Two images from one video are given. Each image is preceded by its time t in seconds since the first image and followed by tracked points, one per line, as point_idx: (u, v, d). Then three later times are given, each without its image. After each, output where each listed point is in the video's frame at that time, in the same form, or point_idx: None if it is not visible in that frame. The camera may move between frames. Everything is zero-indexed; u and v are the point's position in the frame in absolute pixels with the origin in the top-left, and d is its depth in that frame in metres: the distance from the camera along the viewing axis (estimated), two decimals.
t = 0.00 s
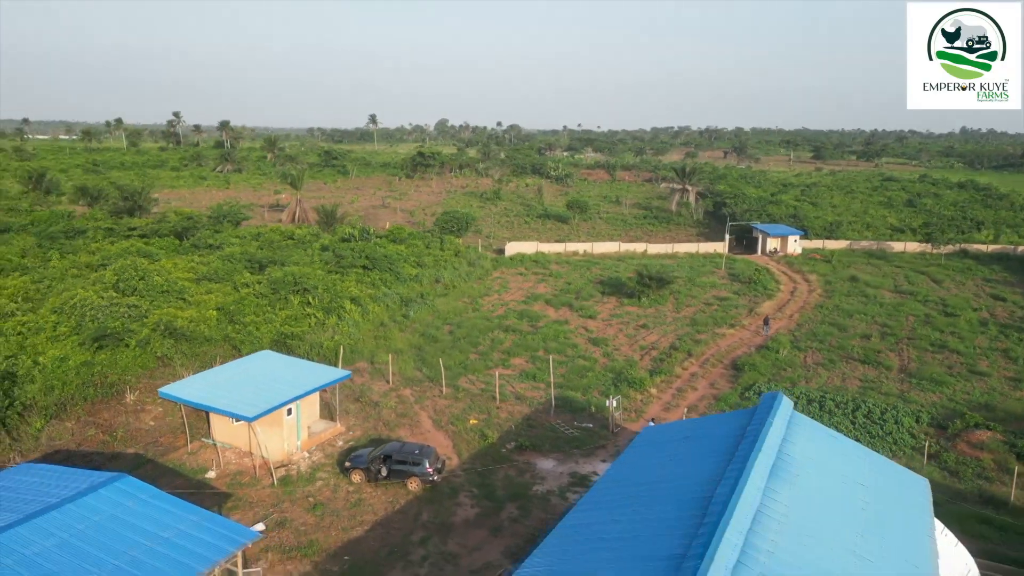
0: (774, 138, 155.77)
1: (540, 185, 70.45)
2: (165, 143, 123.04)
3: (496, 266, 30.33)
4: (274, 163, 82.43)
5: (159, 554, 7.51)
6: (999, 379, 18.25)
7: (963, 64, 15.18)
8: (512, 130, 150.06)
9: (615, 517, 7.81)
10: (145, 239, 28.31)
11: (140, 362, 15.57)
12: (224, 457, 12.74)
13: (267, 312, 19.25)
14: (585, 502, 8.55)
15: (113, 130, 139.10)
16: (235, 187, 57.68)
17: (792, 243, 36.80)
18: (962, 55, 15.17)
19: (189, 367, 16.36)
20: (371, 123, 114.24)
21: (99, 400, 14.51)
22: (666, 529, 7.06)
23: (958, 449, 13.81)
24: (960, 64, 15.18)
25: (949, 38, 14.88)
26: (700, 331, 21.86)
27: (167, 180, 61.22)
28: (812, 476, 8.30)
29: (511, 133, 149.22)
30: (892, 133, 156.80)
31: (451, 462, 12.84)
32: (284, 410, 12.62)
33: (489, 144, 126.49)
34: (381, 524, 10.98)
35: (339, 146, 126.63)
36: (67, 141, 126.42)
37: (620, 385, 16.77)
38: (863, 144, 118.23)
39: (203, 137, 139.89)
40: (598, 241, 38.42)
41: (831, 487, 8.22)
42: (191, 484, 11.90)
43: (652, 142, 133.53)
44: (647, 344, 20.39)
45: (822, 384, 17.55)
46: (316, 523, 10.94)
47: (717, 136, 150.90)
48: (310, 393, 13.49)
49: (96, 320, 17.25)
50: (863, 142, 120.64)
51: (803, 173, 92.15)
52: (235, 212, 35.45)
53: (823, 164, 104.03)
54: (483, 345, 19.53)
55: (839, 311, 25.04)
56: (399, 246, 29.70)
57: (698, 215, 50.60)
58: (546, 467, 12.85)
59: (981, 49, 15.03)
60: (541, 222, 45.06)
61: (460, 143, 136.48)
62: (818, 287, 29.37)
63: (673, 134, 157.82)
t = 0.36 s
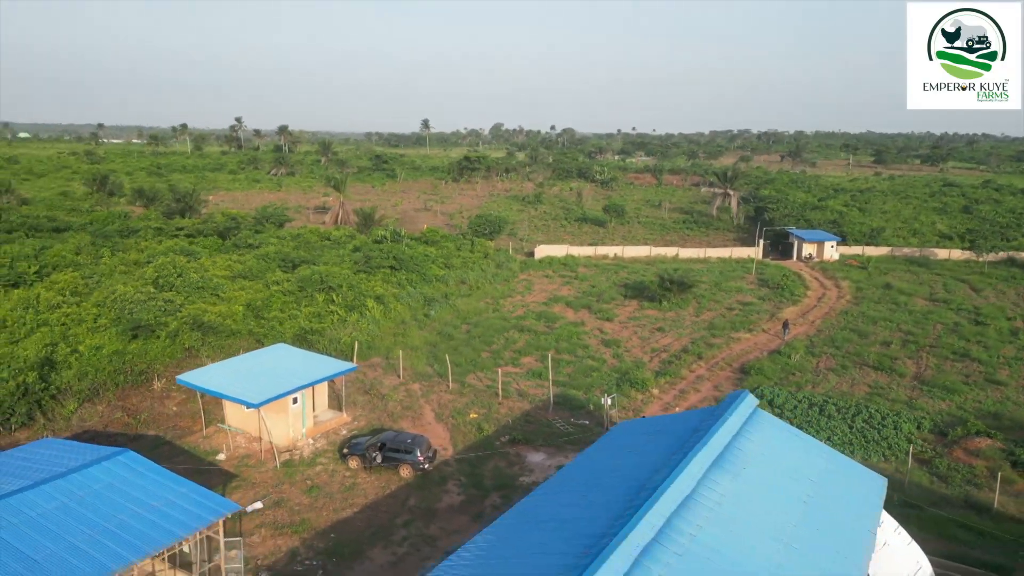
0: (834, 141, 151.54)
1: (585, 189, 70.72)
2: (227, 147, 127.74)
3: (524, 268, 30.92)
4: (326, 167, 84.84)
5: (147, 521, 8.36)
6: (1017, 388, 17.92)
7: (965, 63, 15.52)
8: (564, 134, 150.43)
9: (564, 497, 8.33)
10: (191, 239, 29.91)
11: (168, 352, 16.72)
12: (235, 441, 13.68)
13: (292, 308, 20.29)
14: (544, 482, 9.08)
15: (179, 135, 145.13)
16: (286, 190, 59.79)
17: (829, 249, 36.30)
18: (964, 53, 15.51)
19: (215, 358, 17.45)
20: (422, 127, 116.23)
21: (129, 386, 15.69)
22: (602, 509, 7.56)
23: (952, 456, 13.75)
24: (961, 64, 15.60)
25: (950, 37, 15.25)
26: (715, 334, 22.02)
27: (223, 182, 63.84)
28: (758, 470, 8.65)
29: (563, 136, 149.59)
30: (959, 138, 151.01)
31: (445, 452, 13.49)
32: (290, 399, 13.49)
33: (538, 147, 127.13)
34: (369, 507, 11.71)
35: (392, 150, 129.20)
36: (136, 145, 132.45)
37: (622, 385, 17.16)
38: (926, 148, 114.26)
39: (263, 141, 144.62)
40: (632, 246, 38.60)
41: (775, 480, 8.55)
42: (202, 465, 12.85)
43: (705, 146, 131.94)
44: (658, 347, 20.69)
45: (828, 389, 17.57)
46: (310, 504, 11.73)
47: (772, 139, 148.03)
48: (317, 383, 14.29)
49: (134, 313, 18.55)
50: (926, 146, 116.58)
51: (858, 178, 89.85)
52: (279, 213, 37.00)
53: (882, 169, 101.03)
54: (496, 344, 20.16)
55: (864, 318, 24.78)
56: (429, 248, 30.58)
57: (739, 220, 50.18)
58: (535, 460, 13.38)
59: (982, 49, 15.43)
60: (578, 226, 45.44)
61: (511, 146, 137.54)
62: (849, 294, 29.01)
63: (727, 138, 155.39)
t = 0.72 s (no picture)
0: (889, 150, 147.44)
1: (624, 199, 70.72)
2: (281, 157, 131.58)
3: (548, 276, 31.36)
4: (372, 176, 86.85)
5: (137, 495, 9.15)
6: None
7: (965, 62, 15.65)
8: (611, 143, 150.21)
9: (517, 486, 8.83)
10: (228, 243, 31.27)
11: (191, 348, 17.73)
12: (242, 432, 14.49)
13: (312, 309, 21.20)
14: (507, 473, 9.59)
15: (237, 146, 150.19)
16: (330, 197, 61.55)
17: (862, 260, 35.73)
18: (966, 53, 15.62)
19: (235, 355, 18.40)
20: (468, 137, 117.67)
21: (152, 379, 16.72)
22: (542, 496, 8.05)
23: (944, 465, 13.69)
24: (961, 63, 15.78)
25: (950, 37, 15.40)
26: (727, 342, 22.10)
27: (270, 190, 66.04)
28: (706, 465, 9.00)
29: (609, 146, 149.40)
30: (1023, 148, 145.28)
31: (438, 447, 14.05)
32: (292, 392, 14.26)
33: (583, 156, 127.29)
34: (358, 496, 12.33)
35: (439, 159, 131.09)
36: (195, 154, 137.45)
37: (622, 389, 17.47)
38: (985, 158, 110.34)
39: (316, 151, 148.28)
40: (661, 254, 38.66)
41: (722, 475, 8.90)
42: (209, 452, 13.68)
43: (753, 156, 130.07)
44: (667, 353, 20.89)
45: (831, 398, 17.54)
46: (303, 491, 12.41)
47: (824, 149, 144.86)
48: (321, 379, 15.02)
49: (163, 312, 19.69)
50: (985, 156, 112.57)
51: (910, 188, 87.43)
52: (315, 220, 38.29)
53: (936, 179, 98.04)
54: (506, 347, 20.67)
55: (884, 329, 24.46)
56: (455, 254, 31.32)
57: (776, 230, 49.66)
58: (524, 457, 13.82)
59: (982, 48, 15.60)
60: (610, 235, 45.64)
61: (556, 156, 138.08)
62: (875, 305, 28.59)
63: (778, 147, 152.97)
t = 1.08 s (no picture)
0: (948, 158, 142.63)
1: (663, 207, 70.40)
2: (330, 165, 134.74)
3: (570, 282, 31.72)
4: (416, 184, 88.36)
5: (130, 474, 9.93)
6: None
7: (966, 62, 15.73)
8: (658, 151, 149.16)
9: (476, 477, 9.36)
10: (263, 246, 32.56)
11: (211, 344, 18.74)
12: (250, 423, 15.34)
13: (330, 309, 22.08)
14: (473, 465, 10.13)
15: (290, 155, 154.32)
16: (371, 203, 62.99)
17: (895, 269, 35.05)
18: (965, 54, 15.75)
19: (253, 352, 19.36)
20: (512, 146, 118.65)
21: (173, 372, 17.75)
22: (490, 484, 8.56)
23: (933, 472, 13.62)
24: (962, 63, 15.97)
25: (949, 37, 15.56)
26: (737, 348, 22.15)
27: (315, 197, 67.92)
28: (657, 458, 9.38)
29: (655, 155, 148.39)
30: None
31: (431, 442, 14.63)
32: (295, 386, 15.03)
33: (627, 164, 126.81)
34: (349, 484, 12.99)
35: (485, 167, 132.27)
36: (249, 163, 141.73)
37: (622, 391, 17.79)
38: None
39: (364, 158, 151.31)
40: (689, 262, 38.61)
41: (672, 468, 9.27)
42: (216, 441, 14.54)
43: (802, 164, 127.54)
44: (674, 358, 21.10)
45: (832, 405, 17.51)
46: (297, 478, 13.13)
47: (878, 156, 141.02)
48: (325, 374, 15.75)
49: (189, 310, 20.80)
50: None
51: (965, 197, 84.53)
52: (349, 225, 39.46)
53: (995, 188, 94.54)
54: (514, 349, 21.17)
55: (905, 338, 24.10)
56: (479, 260, 31.95)
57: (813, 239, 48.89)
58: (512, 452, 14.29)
59: (982, 48, 15.79)
60: (642, 243, 45.68)
61: (601, 164, 137.93)
62: (901, 314, 28.09)
63: (829, 155, 149.63)
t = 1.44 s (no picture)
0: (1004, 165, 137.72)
1: (699, 214, 69.92)
2: (373, 171, 137.18)
3: (590, 287, 31.99)
4: (455, 191, 89.48)
5: (127, 457, 10.67)
6: None
7: (966, 62, 15.85)
8: (701, 158, 147.69)
9: (442, 464, 9.83)
10: (292, 249, 33.68)
11: (230, 341, 19.67)
12: (258, 415, 16.11)
13: (346, 309, 22.87)
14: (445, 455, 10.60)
15: (336, 162, 157.53)
16: (407, 209, 64.15)
17: (925, 277, 34.36)
18: (965, 53, 15.97)
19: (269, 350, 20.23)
20: (552, 152, 119.20)
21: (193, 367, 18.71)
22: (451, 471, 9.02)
23: (922, 478, 13.56)
24: (962, 63, 16.23)
25: (948, 37, 15.77)
26: (747, 353, 22.17)
27: (353, 203, 69.45)
28: (617, 452, 9.72)
29: (698, 161, 146.91)
30: None
31: (426, 436, 15.15)
32: (299, 381, 15.74)
33: (668, 170, 125.91)
34: (343, 474, 13.60)
35: (526, 173, 132.82)
36: (296, 169, 145.20)
37: (622, 393, 18.07)
38: None
39: (407, 165, 153.54)
40: (715, 268, 38.49)
41: (629, 461, 9.60)
42: (225, 431, 15.33)
43: (849, 170, 124.65)
44: (681, 362, 21.25)
45: (832, 411, 17.47)
46: (295, 468, 13.79)
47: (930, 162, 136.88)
48: (329, 370, 16.42)
49: (213, 308, 21.82)
50: None
51: (1018, 205, 81.61)
52: (379, 230, 40.45)
53: None
54: (523, 351, 21.60)
55: (923, 346, 23.74)
56: (500, 265, 32.47)
57: (847, 246, 48.05)
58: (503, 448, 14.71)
59: (982, 48, 16.04)
60: (670, 249, 45.61)
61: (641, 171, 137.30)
62: (925, 322, 27.62)
63: (878, 161, 146.03)
